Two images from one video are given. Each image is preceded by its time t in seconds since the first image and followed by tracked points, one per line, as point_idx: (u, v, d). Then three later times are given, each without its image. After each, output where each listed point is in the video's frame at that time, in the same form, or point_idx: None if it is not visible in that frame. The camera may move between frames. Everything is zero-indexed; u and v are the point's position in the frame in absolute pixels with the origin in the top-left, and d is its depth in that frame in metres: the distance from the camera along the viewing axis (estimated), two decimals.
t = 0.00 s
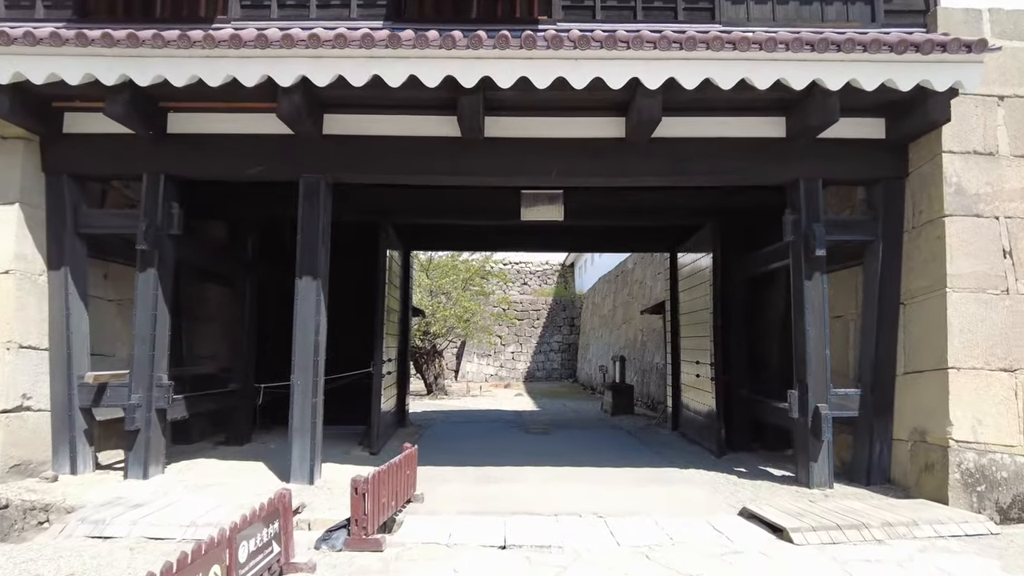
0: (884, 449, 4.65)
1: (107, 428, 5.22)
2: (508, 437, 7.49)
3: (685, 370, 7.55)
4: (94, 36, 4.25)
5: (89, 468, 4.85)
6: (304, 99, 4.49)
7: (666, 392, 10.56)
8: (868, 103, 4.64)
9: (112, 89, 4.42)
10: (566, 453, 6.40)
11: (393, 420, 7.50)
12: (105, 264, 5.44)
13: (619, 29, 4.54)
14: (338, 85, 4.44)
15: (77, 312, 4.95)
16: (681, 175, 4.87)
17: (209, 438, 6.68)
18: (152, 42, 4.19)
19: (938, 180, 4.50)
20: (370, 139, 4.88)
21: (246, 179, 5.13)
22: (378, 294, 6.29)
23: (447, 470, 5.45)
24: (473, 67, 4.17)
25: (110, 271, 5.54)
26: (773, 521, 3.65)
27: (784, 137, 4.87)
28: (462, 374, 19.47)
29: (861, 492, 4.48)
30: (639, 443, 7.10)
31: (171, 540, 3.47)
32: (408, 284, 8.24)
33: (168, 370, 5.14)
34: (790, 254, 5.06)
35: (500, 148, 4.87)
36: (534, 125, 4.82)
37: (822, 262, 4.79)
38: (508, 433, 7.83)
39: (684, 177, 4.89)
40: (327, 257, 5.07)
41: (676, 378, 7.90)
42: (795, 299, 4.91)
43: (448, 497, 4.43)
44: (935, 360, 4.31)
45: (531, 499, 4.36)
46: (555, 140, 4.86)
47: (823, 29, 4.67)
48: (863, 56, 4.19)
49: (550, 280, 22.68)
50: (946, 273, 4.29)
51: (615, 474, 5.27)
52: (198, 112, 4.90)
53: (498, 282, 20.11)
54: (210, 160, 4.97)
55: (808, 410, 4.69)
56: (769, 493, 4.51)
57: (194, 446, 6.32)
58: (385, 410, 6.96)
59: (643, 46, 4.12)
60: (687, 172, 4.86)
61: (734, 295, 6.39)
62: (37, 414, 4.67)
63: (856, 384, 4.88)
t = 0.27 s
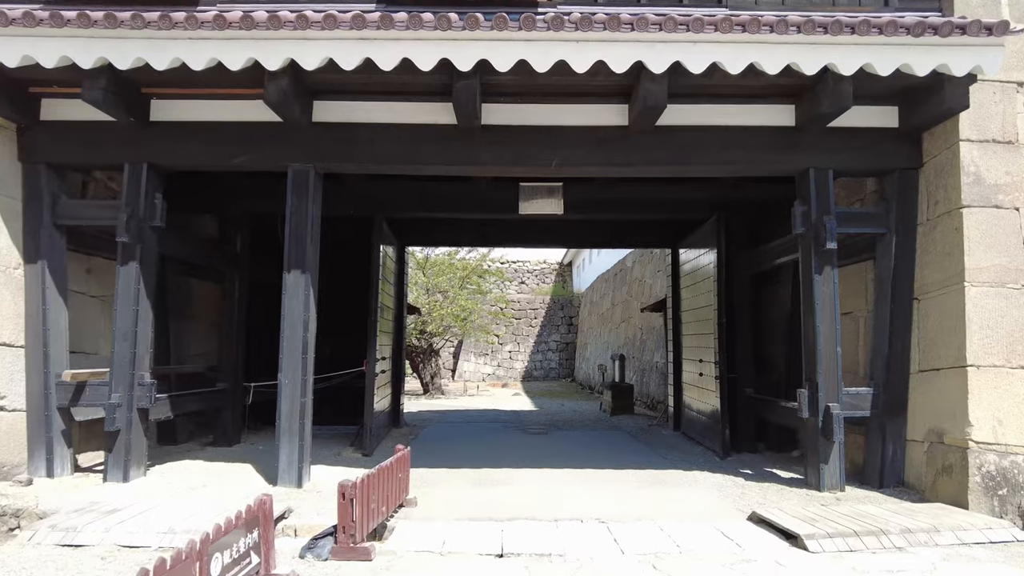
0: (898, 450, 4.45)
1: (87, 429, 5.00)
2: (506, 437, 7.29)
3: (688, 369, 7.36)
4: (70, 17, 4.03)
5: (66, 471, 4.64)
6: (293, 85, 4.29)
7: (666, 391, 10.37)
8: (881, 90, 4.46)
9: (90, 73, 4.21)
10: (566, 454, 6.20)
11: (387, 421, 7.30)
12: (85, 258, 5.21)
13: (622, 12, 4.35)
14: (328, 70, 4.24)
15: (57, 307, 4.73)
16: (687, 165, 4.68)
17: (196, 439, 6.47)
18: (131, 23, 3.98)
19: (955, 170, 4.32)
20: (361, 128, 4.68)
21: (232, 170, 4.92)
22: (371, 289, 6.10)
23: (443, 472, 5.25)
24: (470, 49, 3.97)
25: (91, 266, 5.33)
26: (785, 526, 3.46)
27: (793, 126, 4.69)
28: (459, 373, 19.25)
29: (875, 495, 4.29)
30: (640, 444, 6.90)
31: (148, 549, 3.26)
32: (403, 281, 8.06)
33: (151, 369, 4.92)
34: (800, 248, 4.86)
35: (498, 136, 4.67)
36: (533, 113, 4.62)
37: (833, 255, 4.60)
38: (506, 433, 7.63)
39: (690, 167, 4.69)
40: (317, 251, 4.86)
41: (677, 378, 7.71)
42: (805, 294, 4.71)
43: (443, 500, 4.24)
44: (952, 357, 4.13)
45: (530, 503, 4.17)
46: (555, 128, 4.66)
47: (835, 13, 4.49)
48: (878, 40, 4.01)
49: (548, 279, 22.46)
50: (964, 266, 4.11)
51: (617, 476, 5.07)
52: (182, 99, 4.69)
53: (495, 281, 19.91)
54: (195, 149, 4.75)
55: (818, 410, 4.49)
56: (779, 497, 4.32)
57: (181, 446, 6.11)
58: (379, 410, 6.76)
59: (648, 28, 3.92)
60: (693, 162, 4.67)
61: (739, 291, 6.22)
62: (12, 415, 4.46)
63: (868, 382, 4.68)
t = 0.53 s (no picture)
0: (914, 454, 4.24)
1: (63, 435, 4.76)
2: (504, 440, 7.08)
3: (690, 369, 7.15)
4: None
5: (40, 479, 4.40)
6: (276, 70, 4.06)
7: (667, 392, 10.14)
8: (896, 76, 4.26)
9: (62, 59, 3.97)
10: (566, 459, 5.97)
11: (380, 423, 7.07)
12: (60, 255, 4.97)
13: None
14: (314, 54, 4.01)
15: (30, 306, 4.50)
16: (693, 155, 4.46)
17: (181, 443, 6.23)
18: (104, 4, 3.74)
19: (973, 160, 4.12)
20: (350, 116, 4.47)
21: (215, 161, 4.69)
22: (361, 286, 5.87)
23: (437, 479, 5.02)
24: (464, 32, 3.74)
25: (69, 263, 5.11)
26: (799, 536, 3.26)
27: (803, 114, 4.48)
28: (456, 374, 19.01)
29: (891, 502, 4.08)
30: (642, 447, 6.68)
31: (117, 564, 3.03)
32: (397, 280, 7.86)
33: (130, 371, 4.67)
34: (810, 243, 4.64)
35: (494, 125, 4.45)
36: (529, 101, 4.41)
37: (847, 250, 4.38)
38: (503, 436, 7.40)
39: (696, 157, 4.48)
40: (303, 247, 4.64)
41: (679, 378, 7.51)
42: (817, 291, 4.49)
43: (437, 509, 4.02)
44: (971, 356, 3.95)
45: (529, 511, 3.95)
46: (554, 117, 4.44)
47: None
48: (895, 21, 3.79)
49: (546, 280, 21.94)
50: (985, 261, 3.91)
51: (619, 482, 4.86)
52: (161, 87, 4.46)
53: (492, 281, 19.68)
54: (175, 140, 4.52)
55: (830, 412, 4.28)
56: (792, 504, 4.10)
57: (165, 451, 5.88)
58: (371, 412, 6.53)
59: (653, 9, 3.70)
60: (699, 152, 4.45)
61: (743, 289, 6.03)
62: None
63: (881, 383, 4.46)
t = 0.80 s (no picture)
0: (932, 456, 4.05)
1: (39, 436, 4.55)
2: (501, 441, 6.88)
3: (693, 368, 6.96)
4: None
5: (14, 482, 4.20)
6: (262, 52, 3.85)
7: (667, 392, 9.96)
8: (912, 59, 4.07)
9: (37, 42, 3.76)
10: (565, 460, 5.78)
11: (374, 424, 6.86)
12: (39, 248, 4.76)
13: None
14: (302, 35, 3.81)
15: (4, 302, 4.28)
16: (700, 143, 4.26)
17: (168, 444, 6.03)
18: None
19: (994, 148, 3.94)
20: (341, 102, 4.27)
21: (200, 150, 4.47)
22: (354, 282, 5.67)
23: (433, 482, 4.82)
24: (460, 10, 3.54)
25: (48, 257, 4.90)
26: (814, 543, 3.08)
27: (814, 101, 4.29)
28: (453, 374, 18.79)
29: (908, 506, 3.89)
30: (644, 449, 6.48)
31: None
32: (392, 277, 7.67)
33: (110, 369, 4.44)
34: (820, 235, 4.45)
35: (492, 112, 4.25)
36: (529, 87, 4.21)
37: (860, 242, 4.19)
38: (501, 437, 7.20)
39: (703, 146, 4.28)
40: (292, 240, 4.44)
41: (682, 377, 7.32)
42: (828, 285, 4.30)
43: (432, 514, 3.82)
44: (994, 353, 3.76)
45: (528, 517, 3.76)
46: (555, 103, 4.25)
47: None
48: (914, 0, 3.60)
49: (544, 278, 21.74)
50: (1008, 252, 3.72)
51: (623, 485, 4.66)
52: (142, 71, 4.25)
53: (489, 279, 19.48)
54: (157, 127, 4.30)
55: (843, 412, 4.09)
56: (804, 509, 3.90)
57: (151, 453, 5.68)
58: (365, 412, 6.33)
59: None
60: (707, 140, 4.25)
61: (748, 285, 5.86)
62: None
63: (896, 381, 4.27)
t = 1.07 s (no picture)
0: (951, 461, 3.87)
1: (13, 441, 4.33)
2: (498, 444, 6.68)
3: (695, 369, 6.77)
4: None
5: None
6: (247, 34, 3.63)
7: (668, 393, 9.77)
8: (929, 46, 3.89)
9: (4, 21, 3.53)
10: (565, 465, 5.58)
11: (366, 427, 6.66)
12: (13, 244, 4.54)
13: None
14: (289, 16, 3.59)
15: None
16: (708, 133, 4.07)
17: (153, 448, 5.81)
18: None
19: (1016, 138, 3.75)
20: (332, 89, 4.06)
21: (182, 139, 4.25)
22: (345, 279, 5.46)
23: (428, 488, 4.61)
24: None
25: (24, 253, 4.69)
26: (832, 555, 2.89)
27: (827, 89, 4.10)
28: (449, 375, 18.58)
29: (926, 514, 3.70)
30: (646, 452, 6.29)
31: None
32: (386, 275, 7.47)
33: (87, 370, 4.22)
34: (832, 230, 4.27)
35: (491, 100, 4.05)
36: (528, 74, 4.02)
37: (875, 237, 4.00)
38: (498, 440, 7.00)
39: (711, 136, 4.09)
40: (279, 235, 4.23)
41: (684, 378, 7.14)
42: (841, 282, 4.11)
43: (426, 523, 3.62)
44: (1018, 354, 3.57)
45: (528, 527, 3.56)
46: (556, 91, 4.05)
47: None
48: None
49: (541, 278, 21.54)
50: None
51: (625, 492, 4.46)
52: (121, 56, 4.03)
53: (486, 279, 19.27)
54: (136, 115, 4.07)
55: (857, 415, 3.89)
56: (818, 517, 3.71)
57: (135, 457, 5.46)
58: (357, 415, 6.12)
59: None
60: (715, 130, 4.06)
61: (754, 283, 5.68)
62: None
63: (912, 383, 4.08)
